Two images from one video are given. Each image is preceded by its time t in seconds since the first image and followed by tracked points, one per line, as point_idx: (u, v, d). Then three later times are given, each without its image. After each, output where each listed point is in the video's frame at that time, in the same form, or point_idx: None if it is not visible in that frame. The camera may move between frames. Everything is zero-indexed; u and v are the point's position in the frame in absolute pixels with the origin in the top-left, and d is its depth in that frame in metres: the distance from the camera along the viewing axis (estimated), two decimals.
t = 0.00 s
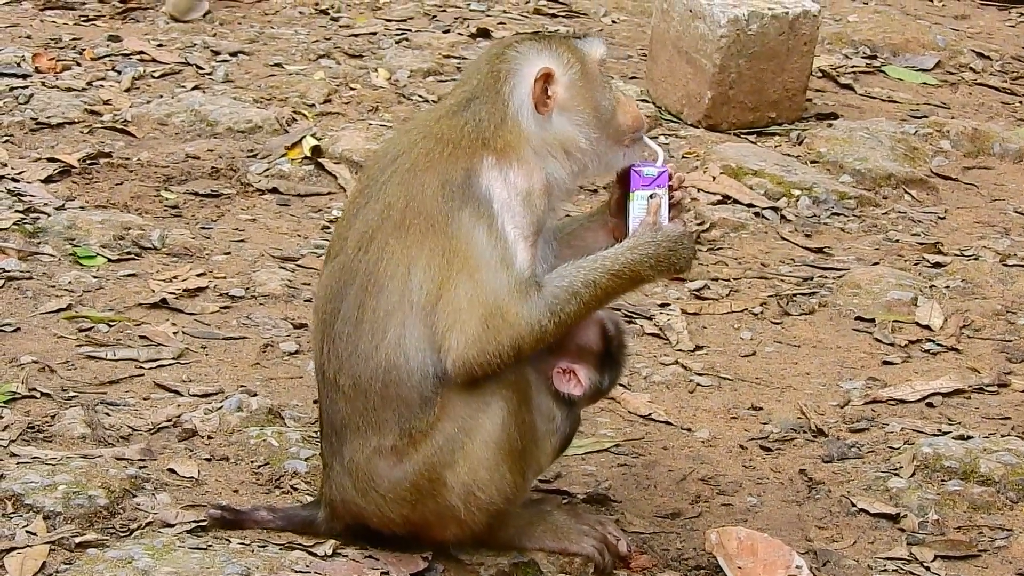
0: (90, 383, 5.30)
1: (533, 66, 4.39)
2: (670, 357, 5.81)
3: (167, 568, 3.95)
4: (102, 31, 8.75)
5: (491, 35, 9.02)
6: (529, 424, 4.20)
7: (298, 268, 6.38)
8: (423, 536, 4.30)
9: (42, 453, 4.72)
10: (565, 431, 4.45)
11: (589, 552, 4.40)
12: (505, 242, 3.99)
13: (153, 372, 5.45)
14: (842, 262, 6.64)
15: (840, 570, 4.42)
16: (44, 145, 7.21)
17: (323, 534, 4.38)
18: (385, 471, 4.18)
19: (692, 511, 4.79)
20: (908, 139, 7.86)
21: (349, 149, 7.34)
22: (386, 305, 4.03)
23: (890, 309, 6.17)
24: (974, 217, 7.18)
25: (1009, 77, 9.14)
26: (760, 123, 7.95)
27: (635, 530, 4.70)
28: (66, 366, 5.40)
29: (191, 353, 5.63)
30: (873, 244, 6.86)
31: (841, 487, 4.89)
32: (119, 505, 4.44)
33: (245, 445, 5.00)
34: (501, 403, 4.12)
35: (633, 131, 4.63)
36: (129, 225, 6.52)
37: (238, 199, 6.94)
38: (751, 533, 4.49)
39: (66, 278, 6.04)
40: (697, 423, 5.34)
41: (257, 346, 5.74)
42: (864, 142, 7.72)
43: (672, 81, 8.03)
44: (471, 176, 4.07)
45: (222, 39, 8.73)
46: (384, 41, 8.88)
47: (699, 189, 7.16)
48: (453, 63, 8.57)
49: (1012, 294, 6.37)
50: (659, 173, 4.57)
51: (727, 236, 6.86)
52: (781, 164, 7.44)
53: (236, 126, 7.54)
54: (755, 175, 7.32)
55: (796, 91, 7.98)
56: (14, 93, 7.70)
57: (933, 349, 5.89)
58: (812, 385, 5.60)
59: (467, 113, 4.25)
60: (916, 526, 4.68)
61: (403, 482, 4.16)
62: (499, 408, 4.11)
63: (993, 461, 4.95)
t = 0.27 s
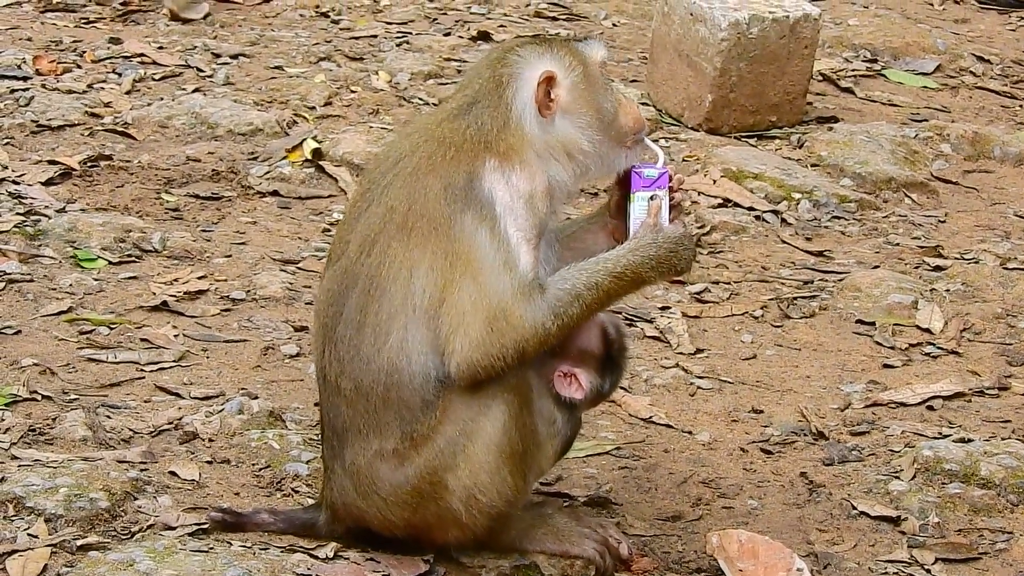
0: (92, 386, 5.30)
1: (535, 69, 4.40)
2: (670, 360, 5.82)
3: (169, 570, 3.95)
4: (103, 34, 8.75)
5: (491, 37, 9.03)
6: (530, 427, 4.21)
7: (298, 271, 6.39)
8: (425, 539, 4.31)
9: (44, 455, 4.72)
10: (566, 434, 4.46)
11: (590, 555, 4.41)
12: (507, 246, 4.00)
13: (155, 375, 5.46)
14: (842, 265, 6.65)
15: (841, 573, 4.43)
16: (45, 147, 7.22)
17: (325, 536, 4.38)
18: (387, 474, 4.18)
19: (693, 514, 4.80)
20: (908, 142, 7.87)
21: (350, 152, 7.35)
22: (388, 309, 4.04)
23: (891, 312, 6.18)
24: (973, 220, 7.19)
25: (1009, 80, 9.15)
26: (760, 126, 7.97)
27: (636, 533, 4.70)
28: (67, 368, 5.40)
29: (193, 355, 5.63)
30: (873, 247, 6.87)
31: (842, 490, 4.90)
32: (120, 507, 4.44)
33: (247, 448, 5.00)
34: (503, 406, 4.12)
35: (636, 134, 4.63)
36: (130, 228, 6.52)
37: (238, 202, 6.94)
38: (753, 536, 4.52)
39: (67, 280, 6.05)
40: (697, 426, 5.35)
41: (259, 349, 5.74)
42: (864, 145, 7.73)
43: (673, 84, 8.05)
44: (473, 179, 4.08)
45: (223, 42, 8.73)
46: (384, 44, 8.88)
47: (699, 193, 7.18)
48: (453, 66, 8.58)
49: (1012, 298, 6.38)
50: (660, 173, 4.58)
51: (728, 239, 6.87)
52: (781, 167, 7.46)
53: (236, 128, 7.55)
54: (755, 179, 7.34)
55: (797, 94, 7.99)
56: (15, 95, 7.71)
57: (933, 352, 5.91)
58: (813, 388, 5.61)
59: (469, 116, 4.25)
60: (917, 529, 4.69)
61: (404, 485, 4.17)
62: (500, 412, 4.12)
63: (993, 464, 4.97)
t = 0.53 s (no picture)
0: (94, 387, 5.30)
1: (537, 74, 4.40)
2: (672, 362, 5.82)
3: (171, 570, 3.95)
4: (104, 35, 8.76)
5: (493, 40, 9.03)
6: (532, 429, 4.20)
7: (300, 272, 6.39)
8: (427, 539, 4.30)
9: (47, 456, 4.73)
10: (569, 436, 4.45)
11: (592, 556, 4.41)
12: (508, 247, 3.99)
13: (157, 376, 5.46)
14: (845, 268, 6.65)
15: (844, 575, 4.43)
16: (47, 149, 7.22)
17: (326, 537, 4.38)
18: (389, 474, 4.18)
19: (695, 516, 4.80)
20: (911, 146, 7.88)
21: (351, 154, 7.36)
22: (390, 309, 4.04)
23: (893, 315, 6.18)
24: (976, 224, 7.20)
25: (1011, 83, 9.15)
26: (762, 129, 7.97)
27: (638, 535, 4.70)
28: (69, 369, 5.40)
29: (195, 356, 5.63)
30: (876, 250, 6.87)
31: (845, 492, 4.90)
32: (123, 508, 4.44)
33: (249, 449, 5.00)
34: (504, 407, 4.10)
35: (642, 136, 4.60)
36: (132, 229, 6.52)
37: (240, 203, 6.95)
38: (755, 538, 4.52)
39: (69, 281, 6.05)
40: (700, 428, 5.35)
41: (260, 350, 5.74)
42: (866, 148, 7.74)
43: (675, 87, 8.05)
44: (476, 180, 4.08)
45: (224, 44, 8.74)
46: (386, 46, 8.89)
47: (702, 195, 7.17)
48: (455, 68, 8.59)
49: (1015, 301, 6.38)
50: (667, 180, 4.49)
51: (730, 242, 6.87)
52: (784, 170, 7.46)
53: (238, 130, 7.55)
54: (758, 181, 7.35)
55: (799, 97, 8.00)
56: (17, 96, 7.72)
57: (936, 355, 5.91)
58: (814, 390, 5.61)
59: (473, 119, 4.26)
60: (920, 531, 4.69)
61: (406, 486, 4.17)
62: (502, 412, 4.10)
63: (996, 467, 4.97)
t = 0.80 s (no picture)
0: (102, 386, 5.31)
1: (551, 72, 4.41)
2: (680, 362, 5.83)
3: (180, 569, 3.96)
4: (113, 35, 8.78)
5: (501, 40, 9.04)
6: (541, 427, 4.20)
7: (309, 271, 6.41)
8: (435, 537, 4.31)
9: (55, 455, 4.74)
10: (577, 435, 4.46)
11: (600, 555, 4.41)
12: (518, 245, 4.00)
13: (165, 375, 5.47)
14: (853, 268, 6.66)
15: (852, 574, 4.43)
16: (55, 148, 7.24)
17: (334, 535, 4.39)
18: (398, 472, 4.19)
19: (702, 515, 4.81)
20: (918, 146, 7.89)
21: (360, 154, 7.37)
22: (399, 307, 4.04)
23: (901, 315, 6.19)
24: (984, 223, 7.20)
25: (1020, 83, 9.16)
26: (770, 129, 7.97)
27: (646, 533, 4.71)
28: (78, 368, 5.41)
29: (203, 356, 5.64)
30: (884, 250, 6.88)
31: (853, 491, 4.91)
32: (131, 507, 4.45)
33: (257, 448, 5.01)
34: (514, 405, 4.11)
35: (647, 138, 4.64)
36: (140, 229, 6.54)
37: (248, 203, 6.96)
38: (762, 537, 4.48)
39: (77, 281, 6.06)
40: (708, 428, 5.36)
41: (269, 349, 5.75)
42: (874, 148, 7.75)
43: (683, 87, 8.07)
44: (486, 179, 4.09)
45: (233, 44, 8.75)
46: (394, 46, 8.91)
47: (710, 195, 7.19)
48: (463, 68, 8.60)
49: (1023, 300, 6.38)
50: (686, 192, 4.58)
51: (738, 242, 6.88)
52: (791, 170, 7.47)
53: (246, 130, 7.57)
54: (766, 181, 7.36)
55: (807, 97, 8.01)
56: (25, 96, 7.73)
57: (944, 354, 5.91)
58: (822, 389, 5.62)
59: (484, 118, 4.28)
60: (927, 530, 4.69)
61: (415, 484, 4.18)
62: (511, 410, 4.11)
63: (1004, 465, 4.97)
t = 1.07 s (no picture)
0: (108, 380, 5.32)
1: (572, 57, 4.40)
2: (686, 356, 5.83)
3: (186, 564, 3.96)
4: (118, 30, 8.78)
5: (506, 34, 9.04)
6: (548, 425, 4.20)
7: (314, 266, 6.41)
8: (440, 533, 4.33)
9: (61, 449, 4.74)
10: (583, 433, 4.46)
11: (606, 550, 4.40)
12: (525, 244, 3.99)
13: (171, 370, 5.47)
14: (859, 262, 6.66)
15: (857, 568, 4.43)
16: (60, 143, 7.24)
17: (340, 530, 4.40)
18: (403, 469, 4.20)
19: (709, 509, 4.81)
20: (924, 140, 7.88)
21: (365, 148, 7.37)
22: (406, 302, 4.04)
23: (907, 309, 6.19)
24: (989, 218, 7.20)
25: None
26: (775, 123, 7.98)
27: (652, 527, 4.71)
28: (83, 363, 5.42)
29: (209, 350, 5.65)
30: (889, 244, 6.88)
31: (859, 485, 4.91)
32: (137, 501, 4.45)
33: (263, 442, 5.02)
34: (519, 403, 4.11)
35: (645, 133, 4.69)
36: (145, 223, 6.54)
37: (254, 198, 6.97)
38: (769, 531, 4.49)
39: (83, 276, 6.07)
40: (714, 422, 5.36)
41: (274, 344, 5.76)
42: (879, 142, 7.74)
43: (689, 81, 8.07)
44: (495, 174, 4.06)
45: (238, 38, 8.75)
46: (400, 41, 8.90)
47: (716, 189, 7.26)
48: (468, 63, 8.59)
49: None
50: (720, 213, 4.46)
51: (744, 236, 6.88)
52: (797, 165, 7.48)
53: (252, 125, 7.57)
54: (771, 175, 7.36)
55: (812, 92, 8.00)
56: (30, 91, 7.73)
57: (949, 348, 5.91)
58: (828, 383, 5.62)
59: (497, 108, 4.23)
60: (933, 524, 4.69)
61: (421, 480, 4.19)
62: (516, 407, 4.10)
63: (1010, 460, 4.98)
